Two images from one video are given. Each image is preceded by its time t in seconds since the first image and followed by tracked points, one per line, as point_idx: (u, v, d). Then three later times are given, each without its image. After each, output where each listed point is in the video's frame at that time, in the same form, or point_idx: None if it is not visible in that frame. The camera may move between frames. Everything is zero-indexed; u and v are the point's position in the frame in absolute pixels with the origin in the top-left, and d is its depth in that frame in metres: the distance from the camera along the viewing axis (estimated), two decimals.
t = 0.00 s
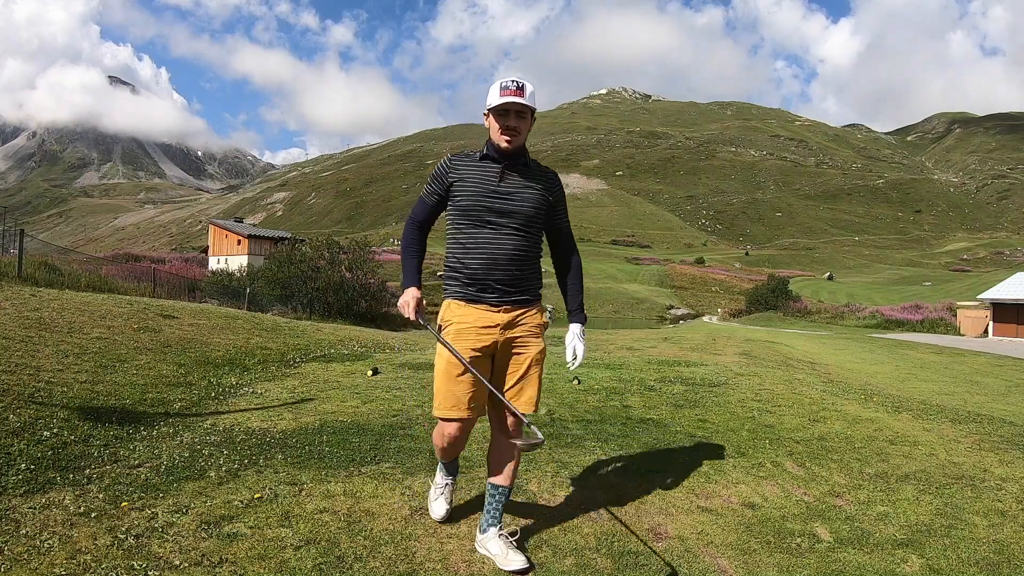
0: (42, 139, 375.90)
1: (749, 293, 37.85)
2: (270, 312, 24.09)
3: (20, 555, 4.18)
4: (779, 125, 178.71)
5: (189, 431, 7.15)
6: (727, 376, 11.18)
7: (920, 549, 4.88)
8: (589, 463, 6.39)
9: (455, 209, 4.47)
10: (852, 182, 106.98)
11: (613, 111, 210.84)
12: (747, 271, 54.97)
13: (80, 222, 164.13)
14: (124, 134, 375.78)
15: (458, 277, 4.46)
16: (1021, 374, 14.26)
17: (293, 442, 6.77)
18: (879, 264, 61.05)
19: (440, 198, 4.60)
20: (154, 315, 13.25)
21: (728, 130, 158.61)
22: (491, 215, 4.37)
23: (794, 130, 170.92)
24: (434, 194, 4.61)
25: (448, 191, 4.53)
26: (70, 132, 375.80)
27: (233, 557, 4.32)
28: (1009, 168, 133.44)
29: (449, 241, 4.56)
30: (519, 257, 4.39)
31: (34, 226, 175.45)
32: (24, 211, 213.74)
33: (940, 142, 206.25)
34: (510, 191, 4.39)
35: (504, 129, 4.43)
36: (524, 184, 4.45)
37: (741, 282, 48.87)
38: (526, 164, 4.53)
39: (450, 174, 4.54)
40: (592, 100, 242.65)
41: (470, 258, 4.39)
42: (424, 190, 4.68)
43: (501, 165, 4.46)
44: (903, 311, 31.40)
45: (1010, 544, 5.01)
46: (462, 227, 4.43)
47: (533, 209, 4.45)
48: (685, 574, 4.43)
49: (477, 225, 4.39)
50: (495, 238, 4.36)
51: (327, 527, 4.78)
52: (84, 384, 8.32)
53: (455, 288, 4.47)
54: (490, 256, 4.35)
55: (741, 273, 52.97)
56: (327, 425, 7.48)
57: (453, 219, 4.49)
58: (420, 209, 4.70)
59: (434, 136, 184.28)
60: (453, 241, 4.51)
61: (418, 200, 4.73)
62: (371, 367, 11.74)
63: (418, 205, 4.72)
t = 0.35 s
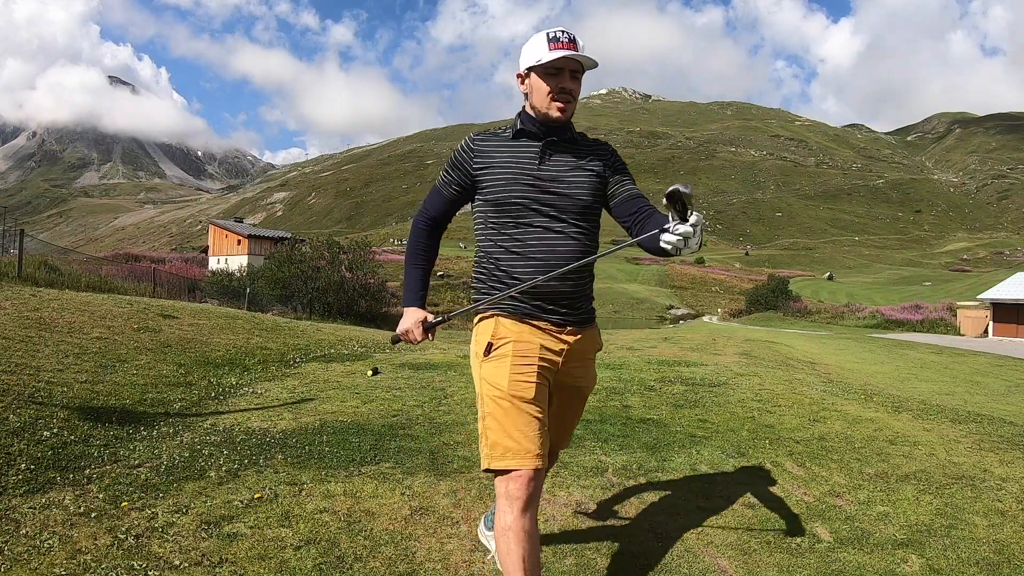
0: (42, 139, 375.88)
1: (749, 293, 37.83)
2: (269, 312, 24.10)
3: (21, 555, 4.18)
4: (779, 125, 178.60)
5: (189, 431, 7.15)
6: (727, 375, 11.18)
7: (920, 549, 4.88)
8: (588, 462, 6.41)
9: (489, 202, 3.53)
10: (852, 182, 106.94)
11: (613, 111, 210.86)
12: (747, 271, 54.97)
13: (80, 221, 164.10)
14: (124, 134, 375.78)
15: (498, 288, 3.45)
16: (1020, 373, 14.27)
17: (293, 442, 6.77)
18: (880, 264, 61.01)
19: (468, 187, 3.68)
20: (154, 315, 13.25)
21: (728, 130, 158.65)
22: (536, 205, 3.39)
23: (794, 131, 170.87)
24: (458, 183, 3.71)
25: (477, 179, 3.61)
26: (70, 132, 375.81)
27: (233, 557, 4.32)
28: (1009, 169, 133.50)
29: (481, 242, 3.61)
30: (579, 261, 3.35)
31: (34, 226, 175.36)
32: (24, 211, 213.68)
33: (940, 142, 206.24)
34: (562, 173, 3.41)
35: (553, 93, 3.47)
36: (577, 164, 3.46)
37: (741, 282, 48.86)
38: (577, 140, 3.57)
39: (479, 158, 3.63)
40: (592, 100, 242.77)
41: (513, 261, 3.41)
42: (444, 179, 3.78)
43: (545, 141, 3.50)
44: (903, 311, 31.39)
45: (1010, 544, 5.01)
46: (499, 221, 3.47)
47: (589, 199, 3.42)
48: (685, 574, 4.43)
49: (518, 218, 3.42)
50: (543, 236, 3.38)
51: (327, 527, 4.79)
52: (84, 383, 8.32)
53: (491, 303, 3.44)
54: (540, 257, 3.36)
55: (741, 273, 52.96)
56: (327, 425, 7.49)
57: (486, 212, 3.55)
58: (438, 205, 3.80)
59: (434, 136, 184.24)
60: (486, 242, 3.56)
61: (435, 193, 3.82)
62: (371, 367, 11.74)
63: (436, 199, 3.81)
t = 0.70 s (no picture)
0: (42, 139, 375.83)
1: (749, 293, 37.79)
2: (269, 312, 24.11)
3: (20, 555, 4.18)
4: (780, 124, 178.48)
5: (189, 431, 7.14)
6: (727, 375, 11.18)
7: (920, 549, 4.88)
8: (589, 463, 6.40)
9: (560, 146, 2.67)
10: (852, 182, 106.89)
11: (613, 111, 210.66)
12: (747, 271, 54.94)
13: (80, 221, 164.05)
14: (124, 134, 375.77)
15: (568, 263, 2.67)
16: (1020, 373, 14.26)
17: (293, 442, 6.77)
18: (880, 264, 60.94)
19: (524, 129, 2.77)
20: (154, 315, 13.25)
21: (728, 130, 158.58)
22: (631, 155, 2.64)
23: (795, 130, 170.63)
24: (509, 120, 2.76)
25: (546, 117, 2.72)
26: (70, 132, 375.81)
27: (233, 557, 4.32)
28: (1010, 168, 133.38)
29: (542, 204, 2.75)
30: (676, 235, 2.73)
31: (34, 226, 175.36)
32: (23, 211, 213.64)
33: (940, 142, 206.14)
34: (659, 115, 2.73)
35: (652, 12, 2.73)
36: (673, 106, 2.80)
37: (741, 282, 48.81)
38: (666, 76, 2.90)
39: (544, 88, 2.75)
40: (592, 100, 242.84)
41: (594, 230, 2.62)
42: (487, 113, 2.81)
43: (634, 73, 2.76)
44: (903, 311, 31.35)
45: (1010, 544, 5.01)
46: (572, 174, 2.65)
47: (686, 148, 2.80)
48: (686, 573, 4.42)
49: (603, 172, 2.63)
50: (637, 196, 2.65)
51: (327, 527, 4.79)
52: (84, 384, 8.32)
53: (557, 285, 2.70)
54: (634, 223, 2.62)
55: (741, 273, 52.90)
56: (327, 425, 7.49)
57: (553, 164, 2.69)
58: (474, 150, 2.82)
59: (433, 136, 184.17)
60: (552, 202, 2.71)
61: (468, 135, 2.85)
62: (371, 367, 11.75)
63: (472, 141, 2.83)
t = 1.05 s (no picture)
0: (42, 139, 375.86)
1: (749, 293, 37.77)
2: (270, 312, 24.11)
3: (20, 555, 4.18)
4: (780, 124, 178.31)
5: (189, 431, 7.15)
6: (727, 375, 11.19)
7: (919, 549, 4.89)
8: (589, 463, 6.40)
9: (733, 129, 2.14)
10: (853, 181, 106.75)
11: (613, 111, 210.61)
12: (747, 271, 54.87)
13: (81, 221, 164.06)
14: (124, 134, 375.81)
15: (743, 279, 2.13)
16: (1021, 373, 14.25)
17: (293, 442, 6.78)
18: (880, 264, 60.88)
19: (681, 102, 2.22)
20: (154, 316, 13.25)
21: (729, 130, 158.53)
22: (826, 145, 2.12)
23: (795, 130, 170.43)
24: (663, 89, 2.22)
25: (715, 92, 2.17)
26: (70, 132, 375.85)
27: (232, 557, 4.32)
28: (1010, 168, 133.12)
29: (701, 199, 2.22)
30: (878, 244, 2.23)
31: (34, 225, 175.44)
32: (23, 211, 213.61)
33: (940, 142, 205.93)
34: (852, 96, 2.20)
35: None
36: (867, 82, 2.27)
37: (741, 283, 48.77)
38: (855, 47, 2.36)
39: (711, 52, 2.19)
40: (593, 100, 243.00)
41: (781, 238, 2.10)
42: (635, 77, 2.26)
43: (822, 39, 2.25)
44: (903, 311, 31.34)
45: (1010, 544, 5.01)
46: (748, 165, 2.11)
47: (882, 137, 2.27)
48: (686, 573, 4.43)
49: (788, 164, 2.10)
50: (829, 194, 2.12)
51: (327, 527, 4.78)
52: (84, 384, 8.32)
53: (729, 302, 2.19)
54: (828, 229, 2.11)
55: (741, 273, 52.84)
56: (327, 425, 7.49)
57: (725, 152, 2.15)
58: (615, 122, 2.28)
59: (433, 136, 184.05)
60: (719, 196, 2.17)
61: (608, 102, 2.31)
62: (371, 367, 11.75)
63: (614, 110, 2.29)
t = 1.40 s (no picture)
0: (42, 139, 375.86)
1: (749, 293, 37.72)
2: (270, 312, 24.09)
3: (21, 555, 4.18)
4: (779, 124, 178.19)
5: (189, 432, 7.14)
6: (727, 376, 11.19)
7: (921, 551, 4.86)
8: (589, 462, 6.41)
9: (886, 68, 1.96)
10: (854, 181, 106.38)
11: (614, 111, 210.39)
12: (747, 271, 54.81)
13: (81, 221, 164.07)
14: (124, 134, 375.76)
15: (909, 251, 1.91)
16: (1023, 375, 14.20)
17: (293, 442, 6.78)
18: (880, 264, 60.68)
19: (825, 40, 2.08)
20: (154, 315, 13.25)
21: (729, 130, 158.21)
22: (1009, 94, 1.85)
23: (796, 130, 169.83)
24: (801, 27, 2.09)
25: (862, 25, 2.01)
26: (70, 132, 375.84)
27: (233, 557, 4.32)
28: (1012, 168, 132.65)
29: (851, 161, 2.06)
30: None
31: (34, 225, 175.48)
32: (23, 210, 213.60)
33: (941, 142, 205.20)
34: None
35: None
36: None
37: (741, 283, 48.68)
38: None
39: None
40: (593, 100, 242.81)
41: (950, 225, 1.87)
42: (767, 16, 2.17)
43: None
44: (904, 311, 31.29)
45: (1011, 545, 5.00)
46: (905, 114, 1.93)
47: None
48: (685, 574, 4.43)
49: (954, 119, 1.88)
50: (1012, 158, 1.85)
51: (327, 528, 4.79)
52: (84, 384, 8.32)
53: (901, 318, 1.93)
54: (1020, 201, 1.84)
55: (741, 273, 52.74)
56: (327, 425, 7.49)
57: (877, 100, 1.98)
58: (743, 74, 2.21)
59: (433, 136, 183.88)
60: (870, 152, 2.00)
61: (735, 48, 2.26)
62: (372, 367, 11.75)
63: (741, 59, 2.23)
